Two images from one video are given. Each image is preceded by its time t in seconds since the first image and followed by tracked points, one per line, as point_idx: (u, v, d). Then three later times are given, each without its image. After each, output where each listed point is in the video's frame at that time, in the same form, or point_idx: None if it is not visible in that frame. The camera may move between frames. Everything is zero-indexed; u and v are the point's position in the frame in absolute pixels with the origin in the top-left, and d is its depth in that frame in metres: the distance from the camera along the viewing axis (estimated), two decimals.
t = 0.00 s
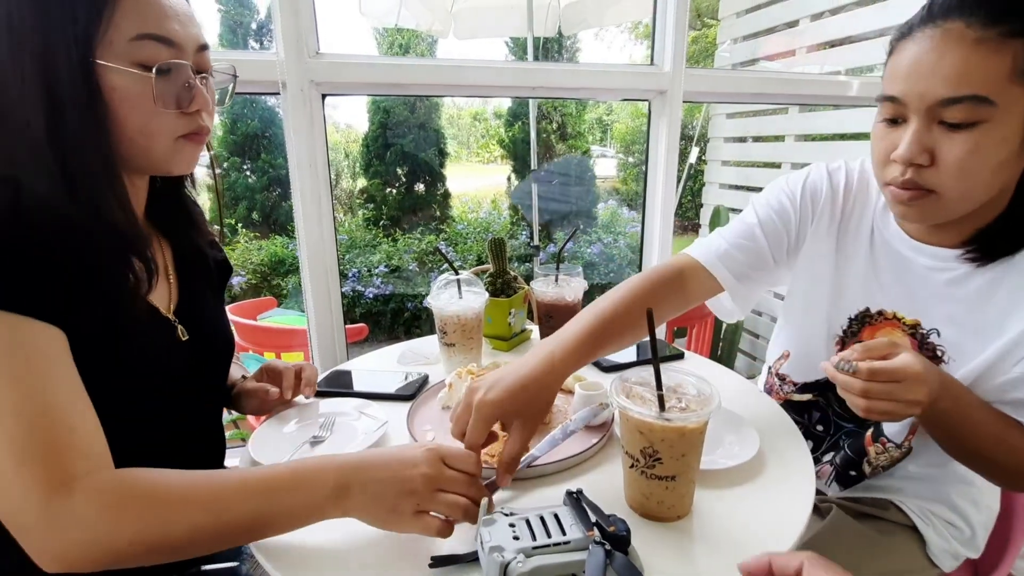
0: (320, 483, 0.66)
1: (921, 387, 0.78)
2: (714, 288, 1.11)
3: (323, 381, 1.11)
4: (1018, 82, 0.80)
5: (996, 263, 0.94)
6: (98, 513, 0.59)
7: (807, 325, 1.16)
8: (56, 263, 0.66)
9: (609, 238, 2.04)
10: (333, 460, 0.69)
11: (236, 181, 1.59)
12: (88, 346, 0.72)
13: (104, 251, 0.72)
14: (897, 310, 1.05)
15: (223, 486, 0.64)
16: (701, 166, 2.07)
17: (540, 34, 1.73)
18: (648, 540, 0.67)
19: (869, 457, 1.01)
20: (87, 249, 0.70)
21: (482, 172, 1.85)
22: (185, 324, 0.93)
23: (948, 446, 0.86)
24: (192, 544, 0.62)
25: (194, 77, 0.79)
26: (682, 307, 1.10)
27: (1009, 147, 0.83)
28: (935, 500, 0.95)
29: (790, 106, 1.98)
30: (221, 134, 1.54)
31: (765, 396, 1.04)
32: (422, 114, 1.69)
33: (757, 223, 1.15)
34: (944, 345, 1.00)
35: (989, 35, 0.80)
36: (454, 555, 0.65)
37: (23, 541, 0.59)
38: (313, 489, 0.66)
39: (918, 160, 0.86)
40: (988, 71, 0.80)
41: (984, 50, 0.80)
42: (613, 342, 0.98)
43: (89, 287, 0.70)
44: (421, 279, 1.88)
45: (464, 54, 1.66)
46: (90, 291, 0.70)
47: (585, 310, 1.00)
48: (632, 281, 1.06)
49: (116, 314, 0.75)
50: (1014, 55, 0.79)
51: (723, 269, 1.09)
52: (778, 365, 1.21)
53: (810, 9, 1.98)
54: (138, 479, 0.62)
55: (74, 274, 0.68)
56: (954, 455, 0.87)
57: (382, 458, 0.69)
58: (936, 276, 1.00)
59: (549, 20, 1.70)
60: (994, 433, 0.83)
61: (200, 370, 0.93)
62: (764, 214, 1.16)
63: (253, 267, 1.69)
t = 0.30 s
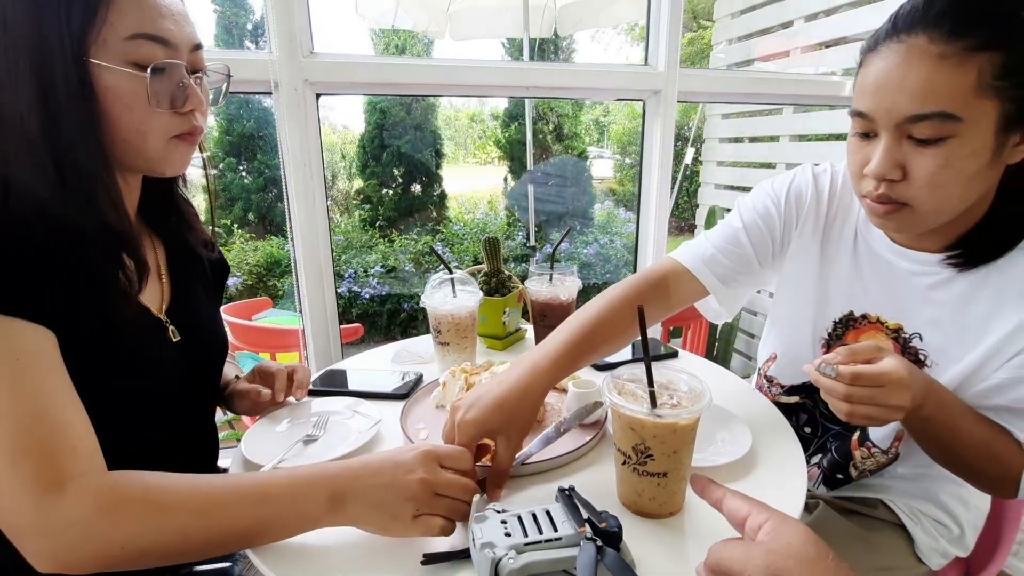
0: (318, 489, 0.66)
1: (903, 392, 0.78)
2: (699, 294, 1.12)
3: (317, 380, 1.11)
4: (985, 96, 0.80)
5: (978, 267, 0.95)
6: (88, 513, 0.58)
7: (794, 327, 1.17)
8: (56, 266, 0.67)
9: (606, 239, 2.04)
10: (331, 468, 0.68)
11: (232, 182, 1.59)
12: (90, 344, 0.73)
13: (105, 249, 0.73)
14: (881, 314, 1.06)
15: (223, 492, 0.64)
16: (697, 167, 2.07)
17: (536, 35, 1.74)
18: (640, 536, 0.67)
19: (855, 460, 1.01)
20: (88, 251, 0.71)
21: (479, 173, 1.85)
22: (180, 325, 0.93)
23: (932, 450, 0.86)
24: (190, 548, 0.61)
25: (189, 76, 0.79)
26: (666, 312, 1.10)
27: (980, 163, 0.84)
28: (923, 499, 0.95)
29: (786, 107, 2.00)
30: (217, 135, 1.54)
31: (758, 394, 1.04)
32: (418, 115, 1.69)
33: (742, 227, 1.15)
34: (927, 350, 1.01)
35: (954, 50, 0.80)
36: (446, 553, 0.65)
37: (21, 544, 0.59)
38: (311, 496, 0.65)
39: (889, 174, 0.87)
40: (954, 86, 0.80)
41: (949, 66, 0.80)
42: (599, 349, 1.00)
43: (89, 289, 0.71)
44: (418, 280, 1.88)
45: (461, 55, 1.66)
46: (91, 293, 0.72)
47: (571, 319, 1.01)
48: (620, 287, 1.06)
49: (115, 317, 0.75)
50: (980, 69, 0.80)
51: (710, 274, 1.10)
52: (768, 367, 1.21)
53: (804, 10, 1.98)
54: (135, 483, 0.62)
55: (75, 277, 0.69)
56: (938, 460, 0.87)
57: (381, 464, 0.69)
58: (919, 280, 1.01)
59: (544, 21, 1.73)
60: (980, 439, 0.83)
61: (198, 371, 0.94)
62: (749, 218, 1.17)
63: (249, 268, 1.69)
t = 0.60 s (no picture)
0: (327, 499, 0.65)
1: (899, 395, 0.77)
2: (695, 298, 1.11)
3: (315, 382, 1.10)
4: (967, 101, 0.80)
5: (970, 268, 0.95)
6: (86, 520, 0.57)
7: (790, 330, 1.16)
8: (58, 269, 0.67)
9: (604, 240, 2.03)
10: (339, 478, 0.67)
11: (228, 183, 1.59)
12: (89, 346, 0.73)
13: (102, 251, 0.73)
14: (874, 315, 1.06)
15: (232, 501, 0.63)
16: (694, 168, 2.07)
17: (534, 37, 1.73)
18: (643, 541, 0.67)
19: (856, 463, 1.00)
20: (87, 254, 0.71)
21: (476, 174, 1.84)
22: (174, 327, 0.92)
23: (927, 450, 0.86)
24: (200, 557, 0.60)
25: (183, 76, 0.78)
26: (662, 316, 1.10)
27: (966, 165, 0.84)
28: (924, 500, 0.95)
29: (783, 108, 2.00)
30: (213, 136, 1.53)
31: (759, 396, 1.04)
32: (416, 116, 1.68)
33: (736, 232, 1.15)
34: (923, 350, 1.01)
35: (933, 57, 0.80)
36: (448, 560, 0.64)
37: (17, 550, 0.58)
38: (320, 506, 0.65)
39: (877, 180, 0.87)
40: (936, 92, 0.80)
41: (930, 73, 0.80)
42: (586, 350, 0.99)
43: (90, 293, 0.71)
44: (415, 281, 1.87)
45: (458, 56, 1.66)
46: (92, 296, 0.72)
47: (562, 322, 1.00)
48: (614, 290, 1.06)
49: (114, 320, 0.75)
50: (961, 75, 0.79)
51: (706, 278, 1.09)
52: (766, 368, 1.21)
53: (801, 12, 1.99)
54: (135, 489, 0.61)
55: (75, 280, 0.69)
56: (934, 460, 0.87)
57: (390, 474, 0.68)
58: (913, 281, 1.01)
59: (542, 22, 1.73)
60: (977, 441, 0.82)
61: (196, 372, 0.94)
62: (742, 223, 1.16)
63: (246, 270, 1.68)
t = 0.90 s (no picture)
0: (317, 482, 0.66)
1: (880, 391, 0.78)
2: (685, 292, 1.13)
3: (313, 382, 1.11)
4: (943, 101, 0.81)
5: (955, 266, 0.95)
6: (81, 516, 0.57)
7: (782, 329, 1.17)
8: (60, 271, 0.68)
9: (602, 241, 2.04)
10: (328, 460, 0.68)
11: (227, 184, 1.59)
12: (88, 345, 0.74)
13: (98, 252, 0.73)
14: (863, 313, 1.07)
15: (230, 487, 0.63)
16: (692, 169, 2.07)
17: (533, 38, 1.74)
18: (638, 540, 0.67)
19: (848, 461, 1.01)
20: (87, 255, 0.71)
21: (475, 176, 1.85)
22: (171, 328, 0.92)
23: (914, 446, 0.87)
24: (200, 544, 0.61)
25: (182, 77, 0.79)
26: (651, 310, 1.11)
27: (946, 163, 0.85)
28: (918, 499, 0.95)
29: (780, 110, 2.01)
30: (212, 136, 1.54)
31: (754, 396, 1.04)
32: (415, 117, 1.69)
33: (726, 230, 1.17)
34: (910, 347, 1.01)
35: (911, 58, 0.81)
36: (444, 558, 0.64)
37: (10, 549, 0.57)
38: (312, 487, 0.65)
39: (858, 179, 0.87)
40: (914, 93, 0.81)
41: (907, 74, 0.81)
42: (569, 336, 1.01)
43: (88, 299, 0.72)
44: (413, 282, 1.87)
45: (458, 58, 1.67)
46: (93, 298, 0.72)
47: (545, 306, 1.02)
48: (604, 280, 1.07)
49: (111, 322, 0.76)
50: (937, 76, 0.81)
51: (694, 272, 1.11)
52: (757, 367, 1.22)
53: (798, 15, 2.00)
54: (130, 487, 0.61)
55: (77, 282, 0.70)
56: (922, 456, 0.87)
57: (374, 450, 0.68)
58: (898, 278, 1.02)
59: (541, 23, 1.73)
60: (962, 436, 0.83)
61: (196, 372, 0.95)
62: (732, 220, 1.18)
63: (244, 270, 1.68)
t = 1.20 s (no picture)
0: (295, 442, 0.67)
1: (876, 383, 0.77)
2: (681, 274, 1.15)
3: (310, 382, 1.10)
4: (930, 93, 0.82)
5: (949, 260, 0.95)
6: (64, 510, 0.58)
7: (779, 326, 1.16)
8: (52, 272, 0.68)
9: (601, 241, 2.03)
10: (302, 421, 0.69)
11: (225, 183, 1.58)
12: (82, 346, 0.74)
13: (91, 251, 0.73)
14: (859, 308, 1.06)
15: (217, 459, 0.65)
16: (691, 170, 2.07)
17: (532, 38, 1.74)
18: (638, 540, 0.67)
19: (846, 457, 1.01)
20: (76, 254, 0.71)
21: (473, 176, 1.84)
22: (164, 327, 0.92)
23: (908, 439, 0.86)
24: (203, 512, 0.63)
25: (172, 71, 0.77)
26: (645, 292, 1.14)
27: (933, 156, 0.84)
28: (916, 498, 0.94)
29: (779, 110, 2.01)
30: (210, 136, 1.53)
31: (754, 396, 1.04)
32: (413, 117, 1.68)
33: (722, 221, 1.19)
34: (906, 341, 1.00)
35: (898, 51, 0.82)
36: (442, 558, 0.64)
37: None
38: (290, 448, 0.66)
39: (848, 171, 0.87)
40: (902, 86, 0.81)
41: (894, 67, 0.81)
42: (557, 309, 1.06)
43: (79, 302, 0.72)
44: (412, 281, 1.86)
45: (457, 58, 1.66)
46: (87, 303, 0.73)
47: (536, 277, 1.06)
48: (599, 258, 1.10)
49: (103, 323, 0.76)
50: (922, 69, 0.81)
51: (691, 257, 1.13)
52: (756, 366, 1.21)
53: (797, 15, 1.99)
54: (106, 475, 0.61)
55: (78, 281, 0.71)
56: (918, 449, 0.87)
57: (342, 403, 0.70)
58: (893, 272, 1.01)
59: (540, 23, 1.73)
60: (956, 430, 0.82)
61: (196, 372, 0.96)
62: (729, 213, 1.20)
63: (242, 270, 1.68)
